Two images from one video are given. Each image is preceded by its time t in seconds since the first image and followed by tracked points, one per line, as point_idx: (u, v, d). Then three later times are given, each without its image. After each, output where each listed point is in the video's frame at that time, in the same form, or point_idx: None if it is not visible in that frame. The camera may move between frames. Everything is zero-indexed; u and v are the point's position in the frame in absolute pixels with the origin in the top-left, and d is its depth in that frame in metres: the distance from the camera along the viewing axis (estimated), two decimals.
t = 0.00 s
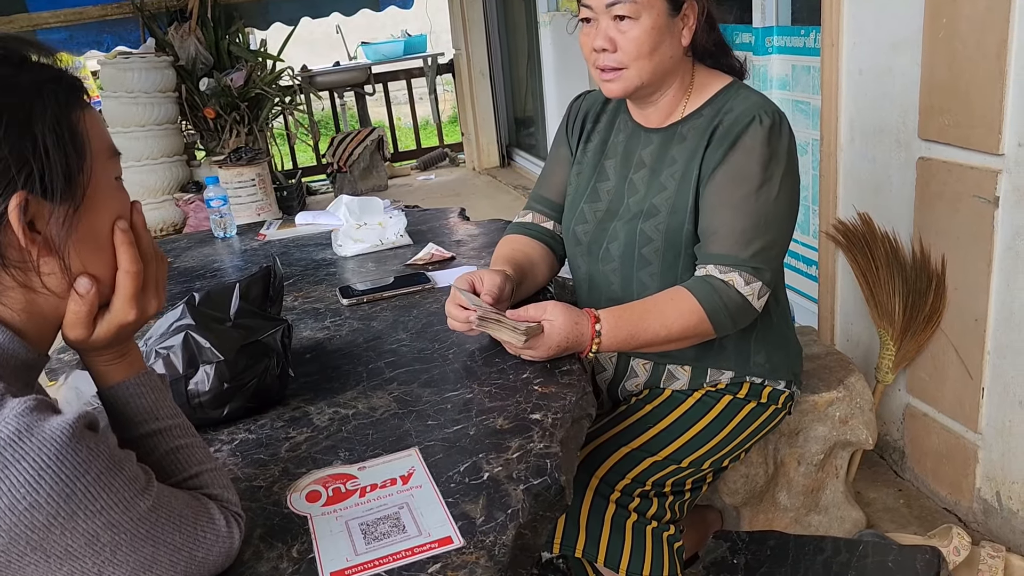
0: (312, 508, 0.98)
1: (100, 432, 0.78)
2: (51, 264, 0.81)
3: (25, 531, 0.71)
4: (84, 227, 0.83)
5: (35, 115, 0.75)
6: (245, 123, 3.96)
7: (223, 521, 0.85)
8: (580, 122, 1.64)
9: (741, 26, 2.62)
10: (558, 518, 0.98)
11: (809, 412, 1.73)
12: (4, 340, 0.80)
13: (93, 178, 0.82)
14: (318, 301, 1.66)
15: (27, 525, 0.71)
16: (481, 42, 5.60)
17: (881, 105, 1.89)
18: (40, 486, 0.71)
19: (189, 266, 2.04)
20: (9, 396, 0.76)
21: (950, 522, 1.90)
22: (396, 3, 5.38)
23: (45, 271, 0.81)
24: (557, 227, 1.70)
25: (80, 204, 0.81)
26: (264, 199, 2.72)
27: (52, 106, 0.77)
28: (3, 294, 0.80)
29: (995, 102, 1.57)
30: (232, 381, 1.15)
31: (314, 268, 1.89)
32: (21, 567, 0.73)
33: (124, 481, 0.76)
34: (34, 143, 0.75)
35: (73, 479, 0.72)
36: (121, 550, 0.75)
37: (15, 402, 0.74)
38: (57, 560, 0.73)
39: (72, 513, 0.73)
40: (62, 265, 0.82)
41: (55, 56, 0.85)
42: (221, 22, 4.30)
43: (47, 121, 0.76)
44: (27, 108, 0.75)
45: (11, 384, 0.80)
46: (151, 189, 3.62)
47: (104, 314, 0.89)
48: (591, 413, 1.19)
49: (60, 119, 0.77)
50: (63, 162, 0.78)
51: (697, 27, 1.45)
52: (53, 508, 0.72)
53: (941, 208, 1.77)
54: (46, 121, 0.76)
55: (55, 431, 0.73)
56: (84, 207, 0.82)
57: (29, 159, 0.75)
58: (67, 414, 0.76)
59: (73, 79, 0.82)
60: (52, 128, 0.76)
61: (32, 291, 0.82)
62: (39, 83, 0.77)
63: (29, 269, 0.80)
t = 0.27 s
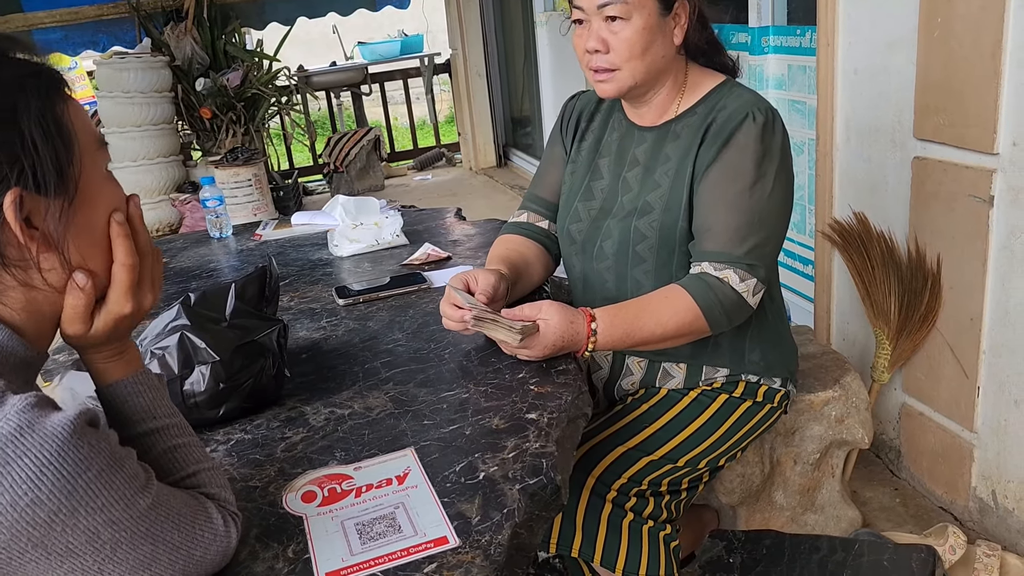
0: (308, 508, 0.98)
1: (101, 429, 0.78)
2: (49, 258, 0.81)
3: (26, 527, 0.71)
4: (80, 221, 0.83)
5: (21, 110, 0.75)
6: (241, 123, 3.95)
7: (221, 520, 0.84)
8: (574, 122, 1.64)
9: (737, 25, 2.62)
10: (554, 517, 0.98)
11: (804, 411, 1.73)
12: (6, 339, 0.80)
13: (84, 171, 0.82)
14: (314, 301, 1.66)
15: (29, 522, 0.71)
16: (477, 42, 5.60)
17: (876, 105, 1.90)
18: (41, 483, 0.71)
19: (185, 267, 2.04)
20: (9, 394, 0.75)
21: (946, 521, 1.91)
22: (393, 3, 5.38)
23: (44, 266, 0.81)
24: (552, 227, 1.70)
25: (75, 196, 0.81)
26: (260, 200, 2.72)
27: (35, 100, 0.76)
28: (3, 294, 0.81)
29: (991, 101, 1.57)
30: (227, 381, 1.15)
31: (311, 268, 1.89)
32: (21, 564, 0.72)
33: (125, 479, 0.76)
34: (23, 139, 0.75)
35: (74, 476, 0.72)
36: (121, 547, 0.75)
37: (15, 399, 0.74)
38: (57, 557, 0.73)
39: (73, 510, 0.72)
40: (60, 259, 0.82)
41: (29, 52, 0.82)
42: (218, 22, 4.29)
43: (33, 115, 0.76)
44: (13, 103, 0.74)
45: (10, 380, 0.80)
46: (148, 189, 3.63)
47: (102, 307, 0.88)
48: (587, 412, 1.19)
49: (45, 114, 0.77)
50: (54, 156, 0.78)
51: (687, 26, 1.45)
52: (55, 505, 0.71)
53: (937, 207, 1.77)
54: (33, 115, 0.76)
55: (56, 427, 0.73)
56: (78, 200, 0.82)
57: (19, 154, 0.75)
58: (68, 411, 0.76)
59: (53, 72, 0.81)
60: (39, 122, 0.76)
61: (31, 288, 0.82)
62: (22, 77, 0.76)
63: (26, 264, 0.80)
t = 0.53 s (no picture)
0: (306, 507, 0.98)
1: (98, 428, 0.78)
2: (35, 256, 0.81)
3: (24, 526, 0.71)
4: (69, 219, 0.83)
5: (5, 108, 0.75)
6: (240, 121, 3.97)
7: (219, 518, 0.84)
8: (572, 122, 1.64)
9: (735, 24, 2.62)
10: (552, 516, 0.98)
11: (803, 410, 1.73)
12: None
13: (71, 169, 0.82)
14: (312, 301, 1.66)
15: (27, 520, 0.71)
16: (476, 40, 5.60)
17: (875, 104, 1.90)
18: (39, 481, 0.71)
19: (183, 266, 2.04)
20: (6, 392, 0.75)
21: (945, 520, 1.91)
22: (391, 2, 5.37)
23: (31, 264, 0.82)
24: (551, 226, 1.70)
25: (62, 195, 0.81)
26: (259, 198, 2.71)
27: (19, 98, 0.76)
28: None
29: (988, 100, 1.57)
30: (225, 380, 1.15)
31: (309, 267, 1.89)
32: (20, 562, 0.73)
33: (123, 477, 0.76)
34: (7, 137, 0.75)
35: (72, 475, 0.72)
36: (119, 546, 0.75)
37: (13, 398, 0.74)
38: (56, 556, 0.73)
39: (72, 509, 0.72)
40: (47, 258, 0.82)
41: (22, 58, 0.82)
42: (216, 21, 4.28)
43: (18, 114, 0.76)
44: None
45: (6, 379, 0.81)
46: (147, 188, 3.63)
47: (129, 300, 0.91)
48: (585, 412, 1.19)
49: (30, 112, 0.77)
50: (39, 155, 0.77)
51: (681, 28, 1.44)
52: (53, 504, 0.71)
53: (935, 207, 1.77)
54: (18, 113, 0.76)
55: (54, 426, 0.73)
56: (66, 198, 0.82)
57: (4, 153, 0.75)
58: (66, 410, 0.76)
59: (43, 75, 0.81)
60: (23, 119, 0.76)
61: (20, 284, 0.83)
62: (5, 74, 0.76)
63: (13, 261, 0.81)
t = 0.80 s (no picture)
0: (308, 506, 0.98)
1: (104, 425, 0.78)
2: (50, 250, 0.81)
3: (29, 522, 0.71)
4: (83, 215, 0.83)
5: (31, 104, 0.75)
6: (241, 122, 3.94)
7: (222, 517, 0.84)
8: (573, 121, 1.64)
9: (737, 24, 2.62)
10: (555, 515, 0.98)
11: (804, 409, 1.73)
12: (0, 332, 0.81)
13: (88, 168, 0.82)
14: (314, 300, 1.66)
15: (32, 517, 0.71)
16: (477, 40, 5.60)
17: (877, 104, 1.90)
18: (44, 479, 0.71)
19: (185, 265, 2.04)
20: (11, 389, 0.76)
21: (946, 519, 1.91)
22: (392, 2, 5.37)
23: (45, 258, 0.81)
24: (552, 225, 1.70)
25: (78, 190, 0.81)
26: (260, 198, 2.71)
27: (43, 97, 0.76)
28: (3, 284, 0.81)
29: (991, 100, 1.57)
30: (228, 379, 1.15)
31: (310, 267, 1.89)
32: (24, 559, 0.73)
33: (128, 475, 0.76)
34: (31, 133, 0.75)
35: (77, 471, 0.72)
36: (124, 543, 0.75)
37: (19, 394, 0.74)
38: (61, 552, 0.73)
39: (77, 505, 0.72)
40: (60, 252, 0.82)
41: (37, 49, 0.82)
42: (217, 20, 4.28)
43: (43, 111, 0.76)
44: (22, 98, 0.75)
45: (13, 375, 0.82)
46: (148, 187, 3.63)
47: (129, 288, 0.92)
48: (587, 411, 1.19)
49: (54, 110, 0.77)
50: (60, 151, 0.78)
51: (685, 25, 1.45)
52: (57, 500, 0.71)
53: (936, 207, 1.77)
54: (42, 110, 0.76)
55: (60, 422, 0.73)
56: (82, 195, 0.82)
57: (26, 147, 0.75)
58: (71, 406, 0.76)
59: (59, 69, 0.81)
60: (47, 116, 0.76)
61: (31, 279, 0.82)
62: (30, 72, 0.77)
63: (28, 256, 0.80)
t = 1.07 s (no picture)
0: (312, 506, 0.97)
1: (119, 412, 0.77)
2: (69, 238, 0.82)
3: (46, 504, 0.71)
4: (96, 203, 0.84)
5: (40, 95, 0.76)
6: (241, 122, 3.96)
7: (230, 515, 0.84)
8: (580, 120, 1.64)
9: (738, 24, 2.62)
10: (560, 515, 0.97)
11: (807, 410, 1.73)
12: (23, 323, 0.81)
13: (99, 158, 0.84)
14: (317, 300, 1.66)
15: (48, 498, 0.71)
16: (478, 40, 5.60)
17: (879, 104, 1.89)
18: (62, 458, 0.71)
19: (187, 265, 2.03)
20: (29, 373, 0.75)
21: (949, 520, 1.90)
22: (394, 2, 5.37)
23: (64, 246, 0.82)
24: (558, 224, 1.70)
25: (91, 178, 0.83)
26: (261, 198, 2.71)
27: (52, 88, 0.78)
28: (22, 275, 0.81)
29: (994, 99, 1.57)
30: (231, 379, 1.15)
31: (312, 267, 1.89)
32: (38, 543, 0.72)
33: (142, 463, 0.76)
34: (42, 122, 0.76)
35: (93, 455, 0.72)
36: (136, 532, 0.75)
37: (37, 377, 0.74)
38: (74, 538, 0.73)
39: (92, 489, 0.72)
40: (79, 239, 0.83)
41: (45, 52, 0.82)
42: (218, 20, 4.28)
43: (52, 102, 0.77)
44: (32, 89, 0.76)
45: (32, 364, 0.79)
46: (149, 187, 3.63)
47: (144, 277, 0.93)
48: (591, 411, 1.19)
49: (63, 100, 0.78)
50: (72, 140, 0.79)
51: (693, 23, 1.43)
52: (74, 483, 0.71)
53: (939, 207, 1.77)
54: (52, 100, 0.77)
55: (78, 405, 0.72)
56: (94, 183, 0.83)
57: (39, 136, 0.76)
58: (88, 391, 0.75)
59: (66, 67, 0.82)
60: (57, 106, 0.78)
61: (49, 267, 0.82)
62: (36, 65, 0.78)
63: (48, 246, 0.81)
